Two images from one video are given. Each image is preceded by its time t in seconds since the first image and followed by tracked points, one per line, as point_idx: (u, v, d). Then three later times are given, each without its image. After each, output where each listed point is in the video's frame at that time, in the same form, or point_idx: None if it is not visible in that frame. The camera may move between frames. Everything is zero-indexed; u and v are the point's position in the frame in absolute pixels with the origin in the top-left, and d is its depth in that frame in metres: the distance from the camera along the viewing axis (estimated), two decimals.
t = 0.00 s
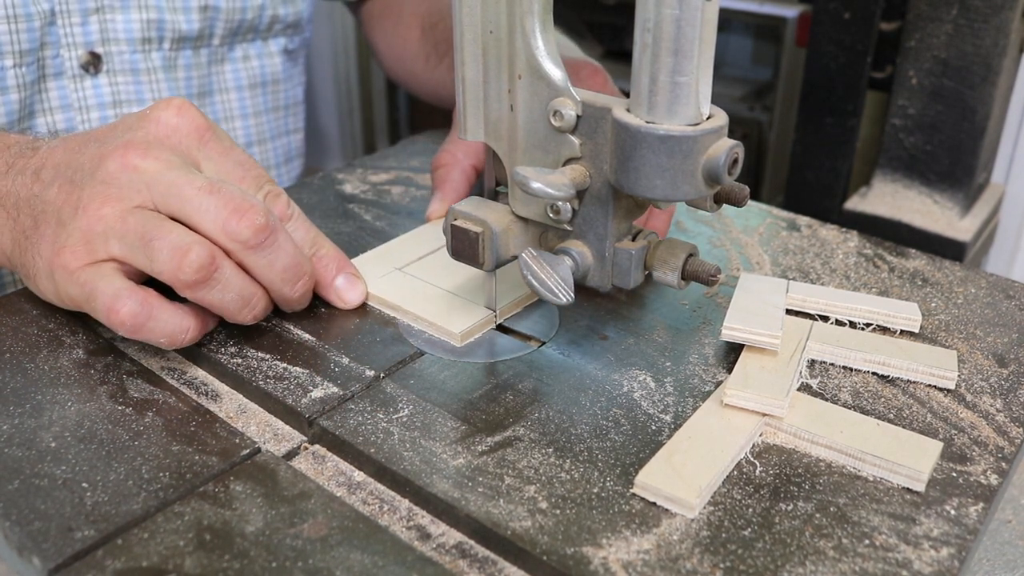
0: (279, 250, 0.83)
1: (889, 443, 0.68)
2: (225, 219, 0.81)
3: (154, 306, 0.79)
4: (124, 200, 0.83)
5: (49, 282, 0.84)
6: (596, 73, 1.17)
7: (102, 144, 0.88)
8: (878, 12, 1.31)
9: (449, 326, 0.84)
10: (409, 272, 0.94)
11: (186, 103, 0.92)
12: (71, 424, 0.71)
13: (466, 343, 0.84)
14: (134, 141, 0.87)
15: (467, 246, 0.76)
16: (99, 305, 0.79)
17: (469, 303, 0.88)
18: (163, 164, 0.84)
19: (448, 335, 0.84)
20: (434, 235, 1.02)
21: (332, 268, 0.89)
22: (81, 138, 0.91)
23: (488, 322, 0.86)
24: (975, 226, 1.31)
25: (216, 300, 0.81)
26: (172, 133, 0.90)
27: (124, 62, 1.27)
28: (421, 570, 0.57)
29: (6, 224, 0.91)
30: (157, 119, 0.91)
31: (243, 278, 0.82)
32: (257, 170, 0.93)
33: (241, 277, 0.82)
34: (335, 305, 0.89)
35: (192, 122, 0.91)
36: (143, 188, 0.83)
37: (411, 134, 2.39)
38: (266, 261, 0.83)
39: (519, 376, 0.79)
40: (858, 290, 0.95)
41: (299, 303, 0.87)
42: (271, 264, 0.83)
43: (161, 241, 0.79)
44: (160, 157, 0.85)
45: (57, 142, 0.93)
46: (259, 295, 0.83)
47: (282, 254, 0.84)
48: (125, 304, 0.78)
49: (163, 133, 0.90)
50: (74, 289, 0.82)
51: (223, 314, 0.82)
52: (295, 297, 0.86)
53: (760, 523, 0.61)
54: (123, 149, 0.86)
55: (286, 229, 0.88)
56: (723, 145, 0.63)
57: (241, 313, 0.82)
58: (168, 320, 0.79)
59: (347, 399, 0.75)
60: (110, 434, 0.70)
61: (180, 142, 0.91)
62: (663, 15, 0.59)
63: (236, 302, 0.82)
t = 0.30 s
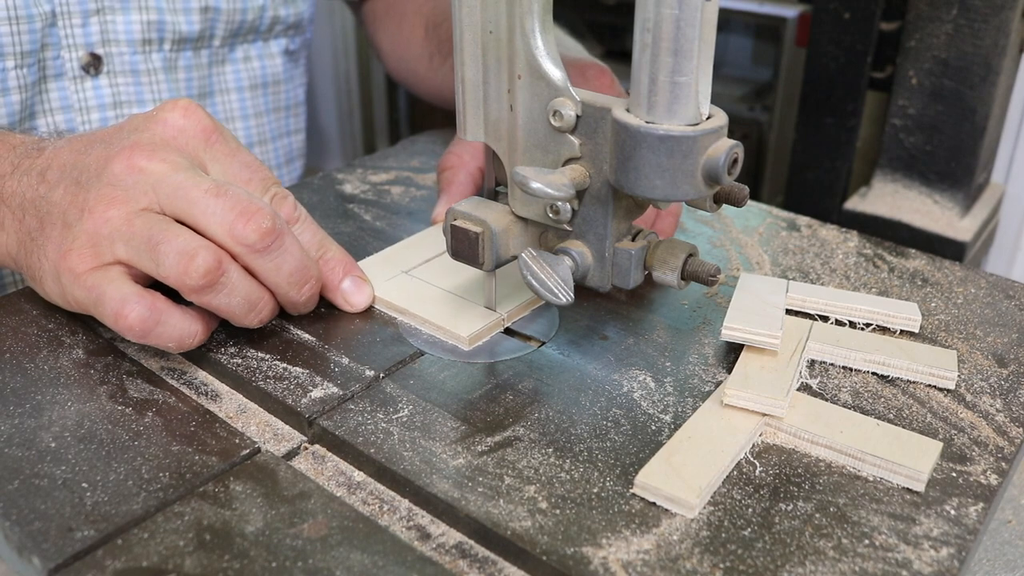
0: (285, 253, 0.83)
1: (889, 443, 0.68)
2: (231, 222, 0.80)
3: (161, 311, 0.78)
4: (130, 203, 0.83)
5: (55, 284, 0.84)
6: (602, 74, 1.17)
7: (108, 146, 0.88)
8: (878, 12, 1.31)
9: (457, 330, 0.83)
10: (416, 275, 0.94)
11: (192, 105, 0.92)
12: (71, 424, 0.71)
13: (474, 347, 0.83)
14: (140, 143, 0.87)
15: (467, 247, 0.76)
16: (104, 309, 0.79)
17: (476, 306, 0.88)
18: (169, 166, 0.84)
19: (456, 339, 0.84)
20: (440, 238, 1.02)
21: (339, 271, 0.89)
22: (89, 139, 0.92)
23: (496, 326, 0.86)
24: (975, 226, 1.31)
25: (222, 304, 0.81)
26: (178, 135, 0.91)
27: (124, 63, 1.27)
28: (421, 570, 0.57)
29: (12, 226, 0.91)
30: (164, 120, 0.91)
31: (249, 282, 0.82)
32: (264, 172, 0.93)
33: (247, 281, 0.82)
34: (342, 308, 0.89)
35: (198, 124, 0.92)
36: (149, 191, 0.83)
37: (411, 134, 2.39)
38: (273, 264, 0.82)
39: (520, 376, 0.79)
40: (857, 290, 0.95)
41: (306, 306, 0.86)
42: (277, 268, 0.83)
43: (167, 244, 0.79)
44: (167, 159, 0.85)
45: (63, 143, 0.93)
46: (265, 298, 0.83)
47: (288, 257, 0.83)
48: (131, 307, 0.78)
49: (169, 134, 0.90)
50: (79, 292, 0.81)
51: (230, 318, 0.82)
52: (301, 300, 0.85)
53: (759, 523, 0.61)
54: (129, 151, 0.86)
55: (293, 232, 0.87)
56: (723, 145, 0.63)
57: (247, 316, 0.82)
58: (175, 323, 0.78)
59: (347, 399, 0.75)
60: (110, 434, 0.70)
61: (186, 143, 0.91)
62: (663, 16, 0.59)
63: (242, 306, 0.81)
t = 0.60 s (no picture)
0: (292, 257, 0.83)
1: (889, 443, 0.68)
2: (237, 227, 0.80)
3: (171, 317, 0.78)
4: (136, 207, 0.83)
5: (61, 288, 0.84)
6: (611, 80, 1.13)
7: (115, 149, 0.88)
8: (878, 12, 1.31)
9: (465, 333, 0.83)
10: (424, 278, 0.93)
11: (200, 108, 0.92)
12: (71, 425, 0.71)
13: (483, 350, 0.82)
14: (147, 147, 0.87)
15: (467, 247, 0.76)
16: (111, 314, 0.79)
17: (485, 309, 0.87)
18: (176, 170, 0.84)
19: (464, 343, 0.83)
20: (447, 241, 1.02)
21: (346, 274, 0.88)
22: (96, 142, 0.92)
23: (505, 329, 0.85)
24: (975, 226, 1.31)
25: (230, 309, 0.80)
26: (185, 138, 0.90)
27: (126, 62, 1.27)
28: (422, 570, 0.57)
29: (18, 228, 0.91)
30: (170, 123, 0.91)
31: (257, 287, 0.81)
32: (272, 176, 0.92)
33: (255, 286, 0.81)
34: (349, 312, 0.88)
35: (206, 127, 0.91)
36: (155, 194, 0.83)
37: (411, 134, 2.39)
38: (280, 268, 0.82)
39: (520, 377, 0.79)
40: (857, 290, 0.95)
41: (313, 310, 0.86)
42: (284, 272, 0.82)
43: (174, 249, 0.79)
44: (173, 163, 0.85)
45: (69, 145, 0.93)
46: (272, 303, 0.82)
47: (295, 261, 0.83)
48: (139, 313, 0.77)
49: (176, 136, 0.90)
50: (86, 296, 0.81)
51: (237, 323, 0.81)
52: (308, 304, 0.85)
53: (759, 523, 0.61)
54: (135, 154, 0.86)
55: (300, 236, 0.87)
56: (723, 145, 0.63)
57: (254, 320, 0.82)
58: (184, 329, 0.78)
59: (347, 399, 0.75)
60: (110, 434, 0.70)
61: (192, 146, 0.90)
62: (663, 15, 0.59)
63: (249, 311, 0.81)
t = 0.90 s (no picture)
0: (302, 261, 0.82)
1: (888, 443, 0.68)
2: (245, 230, 0.79)
3: (182, 323, 0.78)
4: (143, 210, 0.82)
5: (68, 292, 0.83)
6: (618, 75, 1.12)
7: (121, 151, 0.87)
8: (878, 12, 1.31)
9: (475, 337, 0.82)
10: (432, 283, 0.93)
11: (207, 109, 0.90)
12: (71, 424, 0.71)
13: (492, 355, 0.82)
14: (155, 149, 0.86)
15: (467, 246, 0.76)
16: (120, 319, 0.78)
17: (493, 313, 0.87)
18: (183, 172, 0.83)
19: (474, 347, 0.82)
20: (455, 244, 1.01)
21: (354, 278, 0.88)
22: (102, 143, 0.91)
23: (514, 333, 0.84)
24: (975, 226, 1.31)
25: (239, 314, 0.80)
26: (193, 140, 0.89)
27: (126, 63, 1.27)
28: (421, 570, 0.57)
29: (23, 231, 0.90)
30: (177, 126, 0.89)
31: (265, 291, 0.81)
32: (281, 179, 0.91)
33: (263, 290, 0.81)
34: (356, 316, 0.88)
35: (214, 129, 0.89)
36: (163, 197, 0.82)
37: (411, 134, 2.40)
38: (289, 272, 0.81)
39: (521, 377, 0.79)
40: (857, 290, 0.95)
41: (322, 313, 0.85)
42: (291, 276, 0.81)
43: (182, 253, 0.78)
44: (181, 165, 0.84)
45: (74, 148, 0.93)
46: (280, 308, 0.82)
47: (303, 265, 0.82)
48: (151, 318, 0.77)
49: (184, 139, 0.88)
50: (94, 300, 0.80)
51: (245, 327, 0.81)
52: (316, 307, 0.84)
53: (760, 523, 0.61)
54: (142, 157, 0.85)
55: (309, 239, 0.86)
56: (723, 145, 0.63)
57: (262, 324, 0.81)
58: (195, 333, 0.78)
59: (347, 399, 0.75)
60: (110, 434, 0.70)
61: (200, 149, 0.89)
62: (663, 15, 0.59)
63: (258, 315, 0.81)
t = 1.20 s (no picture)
0: (311, 265, 0.81)
1: (888, 443, 0.68)
2: (255, 234, 0.78)
3: (194, 328, 0.77)
4: (152, 214, 0.81)
5: (76, 295, 0.82)
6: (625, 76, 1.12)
7: (130, 154, 0.86)
8: (878, 12, 1.31)
9: (485, 342, 0.82)
10: (441, 287, 0.92)
11: (216, 112, 0.90)
12: (71, 425, 0.71)
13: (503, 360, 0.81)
14: (163, 152, 0.85)
15: (466, 246, 0.76)
16: (131, 325, 0.78)
17: (504, 318, 0.86)
18: (191, 175, 0.82)
19: (485, 352, 0.81)
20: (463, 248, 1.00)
21: (364, 282, 0.87)
22: (110, 145, 0.90)
23: (524, 338, 0.84)
24: (975, 226, 1.31)
25: (249, 320, 0.79)
26: (201, 142, 0.89)
27: (128, 66, 1.27)
28: (421, 570, 0.57)
29: (30, 234, 0.89)
30: (186, 127, 0.89)
31: (274, 295, 0.80)
32: (290, 181, 0.90)
33: (272, 294, 0.80)
34: (365, 320, 0.87)
35: (221, 131, 0.89)
36: (171, 201, 0.81)
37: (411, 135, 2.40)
38: (298, 277, 0.81)
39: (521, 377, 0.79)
40: (857, 290, 0.95)
41: (330, 317, 0.84)
42: (301, 280, 0.81)
43: (191, 258, 0.77)
44: (190, 168, 0.83)
45: (82, 150, 0.91)
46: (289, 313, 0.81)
47: (312, 269, 0.81)
48: (163, 323, 0.76)
49: (192, 141, 0.89)
50: (103, 305, 0.80)
51: (254, 332, 0.80)
52: (325, 312, 0.83)
53: (759, 523, 0.61)
54: (151, 159, 0.84)
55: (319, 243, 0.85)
56: (723, 145, 0.63)
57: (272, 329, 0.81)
58: (206, 338, 0.78)
59: (347, 399, 0.75)
60: (110, 434, 0.70)
61: (209, 151, 0.89)
62: (663, 15, 0.59)
63: (268, 320, 0.80)
